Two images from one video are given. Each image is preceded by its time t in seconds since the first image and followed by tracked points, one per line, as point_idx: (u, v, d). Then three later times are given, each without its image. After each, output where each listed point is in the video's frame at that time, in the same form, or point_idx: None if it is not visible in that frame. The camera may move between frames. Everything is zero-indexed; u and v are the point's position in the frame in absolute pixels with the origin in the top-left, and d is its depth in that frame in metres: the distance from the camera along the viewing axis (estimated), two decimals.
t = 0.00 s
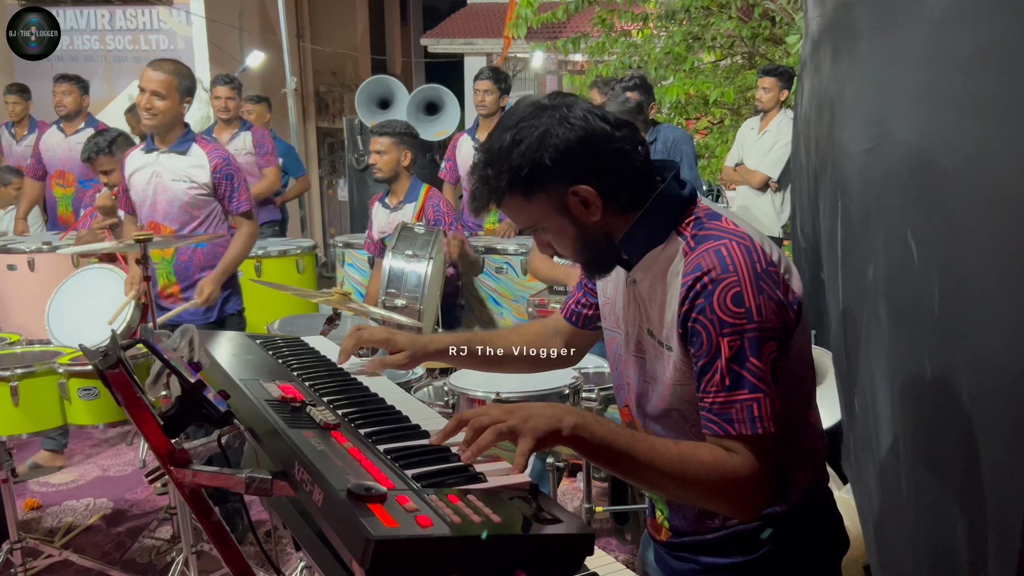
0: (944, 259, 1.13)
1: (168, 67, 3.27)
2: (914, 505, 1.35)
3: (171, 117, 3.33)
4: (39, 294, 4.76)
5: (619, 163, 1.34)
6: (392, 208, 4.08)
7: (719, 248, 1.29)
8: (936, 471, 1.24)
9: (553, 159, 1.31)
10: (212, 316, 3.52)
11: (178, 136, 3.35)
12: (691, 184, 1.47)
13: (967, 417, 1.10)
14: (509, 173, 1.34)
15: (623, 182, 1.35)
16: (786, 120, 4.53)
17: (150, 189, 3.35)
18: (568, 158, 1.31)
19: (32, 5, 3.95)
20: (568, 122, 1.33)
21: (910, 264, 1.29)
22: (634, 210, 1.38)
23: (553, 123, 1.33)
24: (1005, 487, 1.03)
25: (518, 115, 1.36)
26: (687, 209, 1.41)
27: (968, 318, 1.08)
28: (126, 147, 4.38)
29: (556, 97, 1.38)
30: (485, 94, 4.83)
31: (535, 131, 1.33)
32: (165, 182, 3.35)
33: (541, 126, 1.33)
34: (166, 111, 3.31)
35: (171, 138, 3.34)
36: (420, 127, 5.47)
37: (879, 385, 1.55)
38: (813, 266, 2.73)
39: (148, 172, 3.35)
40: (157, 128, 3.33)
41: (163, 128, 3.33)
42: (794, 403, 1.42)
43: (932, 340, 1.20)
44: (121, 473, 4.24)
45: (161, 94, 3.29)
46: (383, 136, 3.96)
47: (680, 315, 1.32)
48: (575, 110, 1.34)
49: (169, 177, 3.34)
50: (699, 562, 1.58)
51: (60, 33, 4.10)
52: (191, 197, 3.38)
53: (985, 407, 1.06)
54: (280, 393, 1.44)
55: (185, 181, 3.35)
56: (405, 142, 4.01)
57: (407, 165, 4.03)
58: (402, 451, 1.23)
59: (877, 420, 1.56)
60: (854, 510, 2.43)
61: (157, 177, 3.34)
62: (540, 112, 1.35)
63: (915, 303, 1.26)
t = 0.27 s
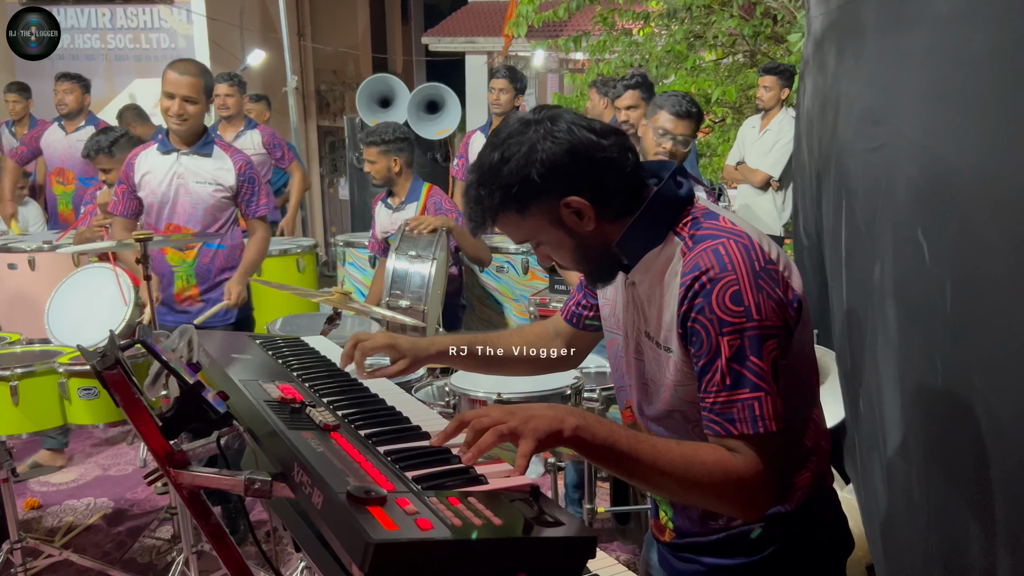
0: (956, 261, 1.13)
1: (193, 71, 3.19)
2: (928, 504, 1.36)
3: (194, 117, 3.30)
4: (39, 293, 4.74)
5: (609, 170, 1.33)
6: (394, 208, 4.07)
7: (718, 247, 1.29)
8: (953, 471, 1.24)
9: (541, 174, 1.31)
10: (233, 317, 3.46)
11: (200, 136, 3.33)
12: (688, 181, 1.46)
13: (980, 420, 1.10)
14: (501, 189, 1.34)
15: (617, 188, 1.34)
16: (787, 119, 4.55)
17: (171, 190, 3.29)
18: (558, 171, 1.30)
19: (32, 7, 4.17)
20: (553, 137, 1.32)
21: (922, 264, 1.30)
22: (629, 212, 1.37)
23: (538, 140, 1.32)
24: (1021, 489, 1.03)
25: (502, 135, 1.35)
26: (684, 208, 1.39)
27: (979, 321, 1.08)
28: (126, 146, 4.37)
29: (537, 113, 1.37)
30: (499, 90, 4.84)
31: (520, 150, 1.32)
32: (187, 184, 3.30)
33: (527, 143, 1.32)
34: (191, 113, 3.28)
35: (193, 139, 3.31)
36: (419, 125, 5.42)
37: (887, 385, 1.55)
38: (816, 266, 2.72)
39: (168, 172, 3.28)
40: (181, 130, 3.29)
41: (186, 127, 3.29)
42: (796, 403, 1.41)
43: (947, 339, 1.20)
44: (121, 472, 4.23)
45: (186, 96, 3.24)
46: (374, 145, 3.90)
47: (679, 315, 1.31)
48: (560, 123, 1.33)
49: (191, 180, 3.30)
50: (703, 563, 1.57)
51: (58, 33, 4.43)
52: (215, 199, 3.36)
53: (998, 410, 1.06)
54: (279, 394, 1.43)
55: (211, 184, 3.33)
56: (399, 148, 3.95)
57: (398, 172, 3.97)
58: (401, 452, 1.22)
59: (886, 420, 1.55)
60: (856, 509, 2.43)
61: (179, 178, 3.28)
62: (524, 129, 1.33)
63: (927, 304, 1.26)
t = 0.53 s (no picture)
0: (964, 262, 1.12)
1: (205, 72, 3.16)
2: (935, 504, 1.35)
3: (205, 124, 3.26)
4: (38, 291, 4.74)
5: (603, 190, 1.29)
6: (394, 207, 4.07)
7: (717, 246, 1.27)
8: (960, 473, 1.23)
9: (531, 187, 1.29)
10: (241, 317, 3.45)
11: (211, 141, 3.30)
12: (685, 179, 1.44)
13: (990, 422, 1.09)
14: (494, 186, 1.33)
15: (620, 195, 1.31)
16: (789, 118, 4.60)
17: (183, 196, 3.26)
18: (552, 184, 1.28)
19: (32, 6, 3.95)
20: (553, 150, 1.27)
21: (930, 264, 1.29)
22: (628, 217, 1.35)
23: (541, 150, 1.27)
24: None
25: (510, 130, 1.30)
26: (683, 206, 1.38)
27: (989, 322, 1.06)
28: (125, 143, 4.35)
29: (552, 110, 1.30)
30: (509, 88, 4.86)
31: (520, 154, 1.28)
32: (198, 190, 3.28)
33: (528, 150, 1.28)
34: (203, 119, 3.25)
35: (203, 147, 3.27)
36: (419, 124, 5.42)
37: (894, 384, 1.55)
38: (819, 265, 2.71)
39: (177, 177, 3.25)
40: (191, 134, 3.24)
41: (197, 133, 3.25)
42: (798, 403, 1.40)
43: (955, 340, 1.19)
44: (121, 471, 4.23)
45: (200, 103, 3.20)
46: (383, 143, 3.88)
47: (679, 314, 1.30)
48: (567, 136, 1.27)
49: (202, 185, 3.28)
50: (704, 563, 1.56)
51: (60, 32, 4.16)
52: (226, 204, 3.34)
53: (1006, 411, 1.04)
54: (279, 395, 1.42)
55: (222, 189, 3.31)
56: (406, 147, 3.97)
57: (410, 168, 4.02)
58: (401, 453, 1.22)
59: (893, 419, 1.55)
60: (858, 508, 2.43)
61: (190, 183, 3.26)
62: (530, 132, 1.28)
63: (937, 303, 1.25)
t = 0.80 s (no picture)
0: (969, 262, 1.12)
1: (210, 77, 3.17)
2: (938, 504, 1.35)
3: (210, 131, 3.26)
4: (37, 290, 4.73)
5: (606, 189, 1.29)
6: (396, 205, 4.06)
7: (719, 245, 1.27)
8: (964, 473, 1.23)
9: (535, 180, 1.29)
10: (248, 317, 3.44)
11: (218, 145, 3.29)
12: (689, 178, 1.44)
13: (992, 421, 1.09)
14: (498, 173, 1.33)
15: (625, 191, 1.31)
16: (790, 114, 4.73)
17: (192, 201, 3.26)
18: (556, 180, 1.27)
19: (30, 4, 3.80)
20: (562, 145, 1.26)
21: (937, 264, 1.28)
22: (627, 217, 1.34)
23: (549, 143, 1.26)
24: None
25: (519, 120, 1.29)
26: (686, 205, 1.38)
27: (992, 321, 1.06)
28: (126, 140, 4.35)
29: (563, 104, 1.29)
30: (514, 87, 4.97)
31: (527, 145, 1.27)
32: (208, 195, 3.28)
33: (536, 142, 1.27)
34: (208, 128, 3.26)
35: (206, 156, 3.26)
36: (420, 121, 5.39)
37: (898, 385, 1.54)
38: (822, 264, 2.71)
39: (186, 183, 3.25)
40: (196, 138, 3.24)
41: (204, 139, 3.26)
42: (799, 402, 1.40)
43: (960, 341, 1.18)
44: (122, 468, 4.23)
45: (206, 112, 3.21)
46: (376, 138, 3.92)
47: (681, 313, 1.29)
48: (577, 132, 1.26)
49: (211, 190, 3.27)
50: (704, 562, 1.55)
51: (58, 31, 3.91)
52: (236, 208, 3.35)
53: (1008, 411, 1.04)
54: (280, 394, 1.42)
55: (231, 194, 3.32)
56: (399, 138, 3.97)
57: (406, 161, 4.02)
58: (402, 453, 1.21)
59: (896, 418, 1.54)
60: (858, 506, 2.43)
61: (198, 189, 3.26)
62: (540, 124, 1.27)
63: (942, 302, 1.25)
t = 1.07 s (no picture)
0: (973, 268, 1.12)
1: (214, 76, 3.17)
2: (936, 507, 1.35)
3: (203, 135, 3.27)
4: (38, 287, 4.73)
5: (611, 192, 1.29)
6: (397, 203, 4.06)
7: (721, 249, 1.27)
8: (965, 478, 1.23)
9: (540, 180, 1.29)
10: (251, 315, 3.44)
11: (221, 143, 3.29)
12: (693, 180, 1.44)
13: (993, 426, 1.08)
14: (503, 173, 1.33)
15: (630, 193, 1.31)
16: (792, 112, 4.73)
17: (196, 198, 3.25)
18: (561, 181, 1.27)
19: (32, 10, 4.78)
20: (567, 147, 1.26)
21: (942, 269, 1.28)
22: (628, 220, 1.34)
23: (554, 145, 1.26)
24: None
25: (526, 120, 1.29)
26: (688, 207, 1.37)
27: (994, 327, 1.06)
28: (125, 138, 4.35)
29: (570, 105, 1.29)
30: (517, 86, 5.04)
31: (532, 146, 1.28)
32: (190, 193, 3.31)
33: (541, 143, 1.27)
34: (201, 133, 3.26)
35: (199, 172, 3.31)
36: (421, 118, 5.36)
37: (903, 388, 1.54)
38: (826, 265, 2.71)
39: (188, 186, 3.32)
40: (200, 135, 3.23)
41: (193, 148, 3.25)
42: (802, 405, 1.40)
43: (964, 346, 1.18)
44: (124, 466, 4.24)
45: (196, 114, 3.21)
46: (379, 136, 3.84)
47: (684, 316, 1.29)
48: (583, 134, 1.26)
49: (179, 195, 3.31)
50: (706, 564, 1.55)
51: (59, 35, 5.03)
52: (240, 207, 3.32)
53: (1008, 418, 1.04)
54: (283, 396, 1.42)
55: (235, 192, 3.29)
56: (402, 139, 3.92)
57: (405, 162, 3.99)
58: (405, 457, 1.21)
59: (901, 421, 1.54)
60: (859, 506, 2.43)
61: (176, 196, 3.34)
62: (546, 125, 1.27)
63: (948, 306, 1.24)
